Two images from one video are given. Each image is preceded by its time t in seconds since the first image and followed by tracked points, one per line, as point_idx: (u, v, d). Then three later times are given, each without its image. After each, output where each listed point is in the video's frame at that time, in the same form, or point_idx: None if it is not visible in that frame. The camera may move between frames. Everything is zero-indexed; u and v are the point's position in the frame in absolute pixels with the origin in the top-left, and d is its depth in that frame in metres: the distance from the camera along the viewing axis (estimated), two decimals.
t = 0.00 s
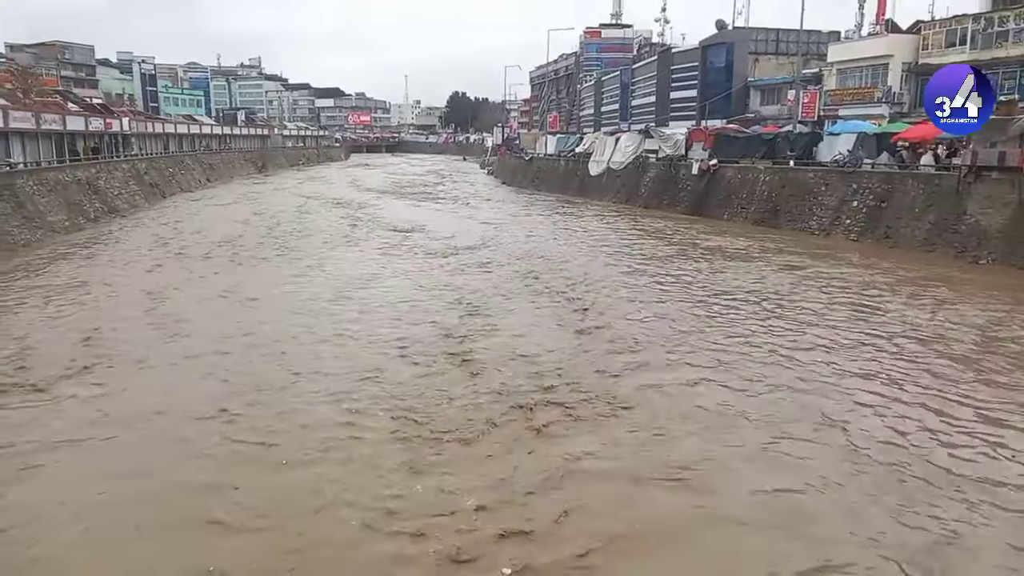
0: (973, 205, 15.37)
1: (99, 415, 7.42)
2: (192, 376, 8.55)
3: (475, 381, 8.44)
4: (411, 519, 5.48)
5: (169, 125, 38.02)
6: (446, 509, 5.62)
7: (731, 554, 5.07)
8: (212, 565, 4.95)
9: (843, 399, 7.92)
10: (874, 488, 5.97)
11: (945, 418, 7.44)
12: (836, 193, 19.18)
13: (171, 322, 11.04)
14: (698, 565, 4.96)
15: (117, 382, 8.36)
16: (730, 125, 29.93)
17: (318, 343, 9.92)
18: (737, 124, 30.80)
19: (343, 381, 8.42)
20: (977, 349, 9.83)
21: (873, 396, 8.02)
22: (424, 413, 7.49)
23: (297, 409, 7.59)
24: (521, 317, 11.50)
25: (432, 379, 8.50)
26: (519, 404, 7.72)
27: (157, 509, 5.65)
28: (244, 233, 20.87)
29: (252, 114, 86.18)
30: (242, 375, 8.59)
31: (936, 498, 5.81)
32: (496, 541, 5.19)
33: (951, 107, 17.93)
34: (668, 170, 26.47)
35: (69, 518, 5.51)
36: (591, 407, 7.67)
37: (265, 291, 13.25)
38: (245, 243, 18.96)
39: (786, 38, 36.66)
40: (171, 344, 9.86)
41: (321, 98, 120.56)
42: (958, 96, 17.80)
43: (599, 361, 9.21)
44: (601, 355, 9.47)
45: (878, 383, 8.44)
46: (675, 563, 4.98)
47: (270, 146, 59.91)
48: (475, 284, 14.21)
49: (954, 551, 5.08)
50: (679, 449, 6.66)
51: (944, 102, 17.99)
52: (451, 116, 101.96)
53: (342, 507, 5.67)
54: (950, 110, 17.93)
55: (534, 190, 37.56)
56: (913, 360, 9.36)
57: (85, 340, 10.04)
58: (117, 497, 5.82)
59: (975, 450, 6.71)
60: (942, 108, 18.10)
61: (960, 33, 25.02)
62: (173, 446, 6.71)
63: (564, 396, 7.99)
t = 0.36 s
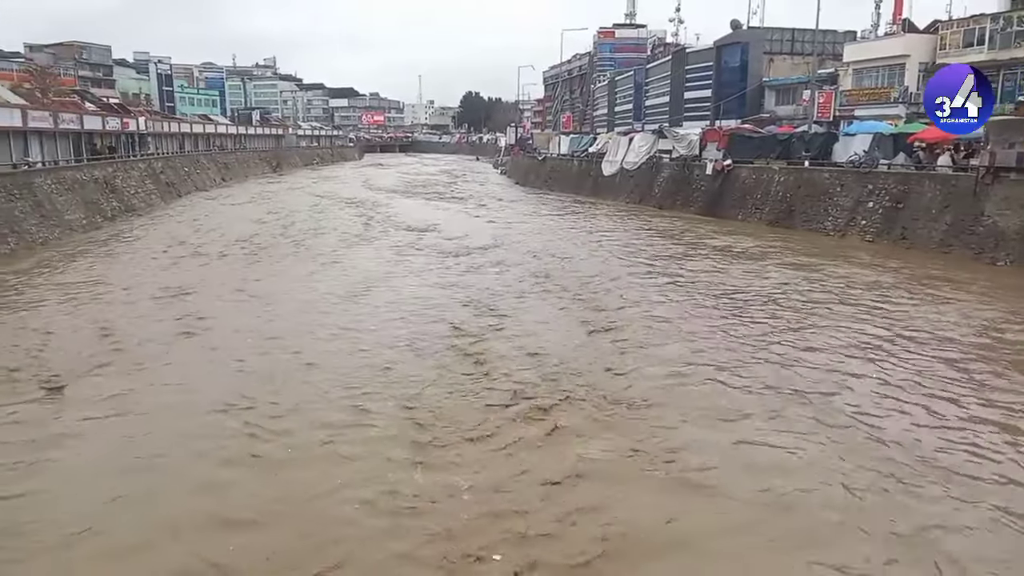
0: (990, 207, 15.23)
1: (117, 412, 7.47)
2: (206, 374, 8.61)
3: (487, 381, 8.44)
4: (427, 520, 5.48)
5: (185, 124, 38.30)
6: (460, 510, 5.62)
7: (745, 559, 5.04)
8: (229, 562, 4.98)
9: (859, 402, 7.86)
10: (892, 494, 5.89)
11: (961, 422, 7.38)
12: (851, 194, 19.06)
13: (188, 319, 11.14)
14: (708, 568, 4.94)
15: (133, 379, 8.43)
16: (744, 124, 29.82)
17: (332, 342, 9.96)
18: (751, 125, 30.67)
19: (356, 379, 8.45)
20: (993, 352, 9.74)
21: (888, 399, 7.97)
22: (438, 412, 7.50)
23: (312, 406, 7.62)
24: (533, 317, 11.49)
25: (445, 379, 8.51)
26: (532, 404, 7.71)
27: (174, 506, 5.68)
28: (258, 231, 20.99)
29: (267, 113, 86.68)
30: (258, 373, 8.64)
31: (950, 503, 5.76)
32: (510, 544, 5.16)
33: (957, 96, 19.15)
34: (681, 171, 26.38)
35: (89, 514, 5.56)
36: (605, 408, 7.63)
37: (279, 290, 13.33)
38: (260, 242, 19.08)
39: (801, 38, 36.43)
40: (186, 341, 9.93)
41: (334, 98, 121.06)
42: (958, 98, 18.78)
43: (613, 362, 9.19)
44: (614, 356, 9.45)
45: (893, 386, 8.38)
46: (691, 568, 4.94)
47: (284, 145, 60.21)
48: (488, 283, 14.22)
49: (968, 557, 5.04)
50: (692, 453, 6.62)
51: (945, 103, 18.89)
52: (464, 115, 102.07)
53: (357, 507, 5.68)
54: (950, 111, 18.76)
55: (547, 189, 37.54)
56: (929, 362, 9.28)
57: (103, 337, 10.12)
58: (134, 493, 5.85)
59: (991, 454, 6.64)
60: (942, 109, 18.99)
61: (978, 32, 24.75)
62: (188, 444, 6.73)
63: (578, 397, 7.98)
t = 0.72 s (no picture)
0: (1007, 205, 15.08)
1: (130, 408, 7.52)
2: (221, 370, 8.66)
3: (499, 378, 8.46)
4: (438, 520, 5.47)
5: (199, 123, 38.57)
6: (472, 510, 5.60)
7: (758, 561, 5.00)
8: (240, 560, 4.98)
9: (875, 403, 7.78)
10: (908, 497, 5.82)
11: (977, 423, 7.31)
12: (866, 193, 18.93)
13: (202, 316, 11.22)
14: (721, 567, 4.93)
15: (149, 374, 8.50)
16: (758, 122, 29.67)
17: (346, 339, 10.01)
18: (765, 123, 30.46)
19: (369, 377, 8.49)
20: (1010, 352, 9.64)
21: (904, 399, 7.90)
22: (450, 411, 7.50)
23: (324, 404, 7.63)
24: (546, 314, 11.50)
25: (457, 377, 8.51)
26: (544, 403, 7.69)
27: (185, 503, 5.70)
28: (272, 230, 21.11)
29: (280, 112, 87.08)
30: (271, 370, 8.68)
31: (966, 505, 5.70)
32: (520, 545, 5.14)
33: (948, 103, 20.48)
34: (694, 169, 26.28)
35: (101, 510, 5.59)
36: (618, 408, 7.60)
37: (293, 287, 13.40)
38: (273, 240, 19.18)
39: (815, 35, 36.15)
40: (201, 338, 10.00)
41: (347, 96, 121.43)
42: (957, 98, 19.36)
43: (625, 360, 9.19)
44: (626, 354, 9.44)
45: (909, 386, 8.31)
46: (705, 570, 4.90)
47: (297, 144, 60.50)
48: (500, 282, 14.23)
49: (984, 559, 5.00)
50: (705, 453, 6.58)
51: (945, 104, 19.34)
52: (477, 114, 102.08)
53: (368, 506, 5.67)
54: (950, 113, 19.08)
55: (559, 188, 37.48)
56: (945, 362, 9.20)
57: (118, 334, 10.20)
58: (149, 489, 5.88)
59: (1007, 455, 6.58)
60: (942, 109, 19.32)
61: (996, 29, 24.41)
62: (203, 440, 6.76)
63: (590, 395, 7.95)
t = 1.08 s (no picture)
0: None
1: (145, 409, 7.52)
2: (238, 370, 8.70)
3: (513, 380, 8.43)
4: (452, 527, 5.38)
5: (218, 125, 38.89)
6: (488, 517, 5.51)
7: (777, 569, 4.90)
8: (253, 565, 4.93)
9: (895, 409, 7.68)
10: (935, 507, 5.66)
11: (999, 430, 7.19)
12: (885, 197, 18.74)
13: (217, 317, 11.25)
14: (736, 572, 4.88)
15: (165, 374, 8.56)
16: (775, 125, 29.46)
17: (360, 340, 10.02)
18: (782, 126, 30.25)
19: (383, 378, 8.49)
20: None
21: (923, 405, 7.79)
22: (464, 414, 7.44)
23: (337, 407, 7.59)
24: (561, 317, 11.46)
25: (471, 380, 8.45)
26: (558, 407, 7.61)
27: (198, 505, 5.67)
28: (288, 231, 21.22)
29: (297, 114, 87.64)
30: (285, 371, 8.67)
31: (987, 513, 5.61)
32: (536, 554, 5.05)
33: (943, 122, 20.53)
34: (711, 172, 26.13)
35: (116, 509, 5.60)
36: (634, 413, 7.51)
37: (309, 288, 13.45)
38: (289, 242, 19.27)
39: (834, 38, 35.87)
40: (217, 338, 10.06)
41: (364, 98, 122.00)
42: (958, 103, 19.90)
43: (640, 363, 9.13)
44: (642, 357, 9.39)
45: (928, 392, 8.20)
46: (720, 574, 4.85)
47: (314, 146, 60.88)
48: (515, 284, 14.21)
49: (1005, 568, 4.91)
50: (723, 461, 6.46)
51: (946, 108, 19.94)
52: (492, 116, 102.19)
53: (382, 511, 5.61)
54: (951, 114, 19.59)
55: (574, 191, 37.43)
56: (966, 368, 9.06)
57: (135, 334, 10.25)
58: (164, 488, 5.92)
59: None
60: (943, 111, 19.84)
61: (1018, 32, 24.02)
62: (218, 439, 6.80)
63: (606, 400, 7.86)
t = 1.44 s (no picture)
0: None
1: (164, 403, 7.48)
2: (255, 366, 8.69)
3: (530, 380, 8.33)
4: (470, 528, 5.26)
5: (241, 124, 39.19)
6: (506, 518, 5.39)
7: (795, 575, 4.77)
8: (269, 564, 4.84)
9: (921, 414, 7.48)
10: (961, 516, 5.49)
11: None
12: (911, 198, 18.39)
13: (236, 313, 11.25)
14: None
15: (183, 368, 8.57)
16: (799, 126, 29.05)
17: (377, 338, 9.97)
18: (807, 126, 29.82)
19: (399, 375, 8.43)
20: None
21: (950, 411, 7.58)
22: (482, 414, 7.32)
23: (354, 405, 7.51)
24: (579, 317, 11.33)
25: (488, 379, 8.35)
26: (578, 408, 7.48)
27: (213, 501, 5.60)
28: (309, 229, 21.26)
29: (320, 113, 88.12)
30: (302, 368, 8.62)
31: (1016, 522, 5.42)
32: (556, 557, 4.91)
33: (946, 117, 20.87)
34: (733, 173, 25.82)
35: (130, 501, 5.59)
36: (655, 415, 7.35)
37: (327, 286, 13.43)
38: (309, 240, 19.31)
39: (860, 38, 35.32)
40: (235, 334, 10.06)
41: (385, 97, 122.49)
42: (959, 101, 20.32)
43: (659, 364, 8.99)
44: (661, 358, 9.24)
45: (955, 398, 7.97)
46: None
47: (336, 145, 61.14)
48: (534, 284, 14.09)
49: None
50: (748, 466, 6.29)
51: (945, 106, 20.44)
52: (514, 116, 102.03)
53: (399, 511, 5.51)
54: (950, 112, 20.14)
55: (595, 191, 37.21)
56: (995, 374, 8.82)
57: (155, 329, 10.26)
58: (178, 481, 5.89)
59: None
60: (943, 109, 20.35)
61: None
62: (232, 434, 6.77)
63: (623, 401, 7.73)
